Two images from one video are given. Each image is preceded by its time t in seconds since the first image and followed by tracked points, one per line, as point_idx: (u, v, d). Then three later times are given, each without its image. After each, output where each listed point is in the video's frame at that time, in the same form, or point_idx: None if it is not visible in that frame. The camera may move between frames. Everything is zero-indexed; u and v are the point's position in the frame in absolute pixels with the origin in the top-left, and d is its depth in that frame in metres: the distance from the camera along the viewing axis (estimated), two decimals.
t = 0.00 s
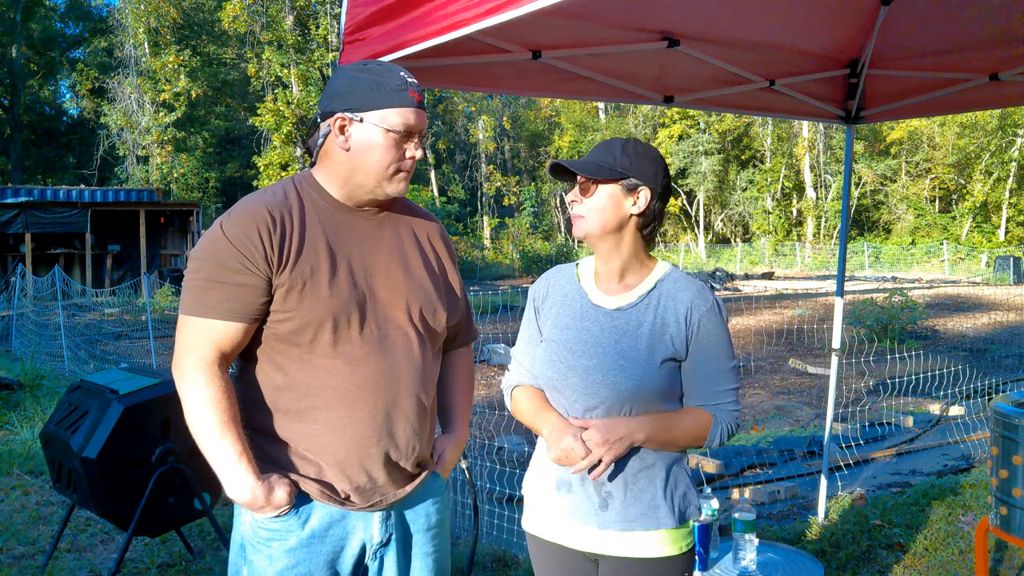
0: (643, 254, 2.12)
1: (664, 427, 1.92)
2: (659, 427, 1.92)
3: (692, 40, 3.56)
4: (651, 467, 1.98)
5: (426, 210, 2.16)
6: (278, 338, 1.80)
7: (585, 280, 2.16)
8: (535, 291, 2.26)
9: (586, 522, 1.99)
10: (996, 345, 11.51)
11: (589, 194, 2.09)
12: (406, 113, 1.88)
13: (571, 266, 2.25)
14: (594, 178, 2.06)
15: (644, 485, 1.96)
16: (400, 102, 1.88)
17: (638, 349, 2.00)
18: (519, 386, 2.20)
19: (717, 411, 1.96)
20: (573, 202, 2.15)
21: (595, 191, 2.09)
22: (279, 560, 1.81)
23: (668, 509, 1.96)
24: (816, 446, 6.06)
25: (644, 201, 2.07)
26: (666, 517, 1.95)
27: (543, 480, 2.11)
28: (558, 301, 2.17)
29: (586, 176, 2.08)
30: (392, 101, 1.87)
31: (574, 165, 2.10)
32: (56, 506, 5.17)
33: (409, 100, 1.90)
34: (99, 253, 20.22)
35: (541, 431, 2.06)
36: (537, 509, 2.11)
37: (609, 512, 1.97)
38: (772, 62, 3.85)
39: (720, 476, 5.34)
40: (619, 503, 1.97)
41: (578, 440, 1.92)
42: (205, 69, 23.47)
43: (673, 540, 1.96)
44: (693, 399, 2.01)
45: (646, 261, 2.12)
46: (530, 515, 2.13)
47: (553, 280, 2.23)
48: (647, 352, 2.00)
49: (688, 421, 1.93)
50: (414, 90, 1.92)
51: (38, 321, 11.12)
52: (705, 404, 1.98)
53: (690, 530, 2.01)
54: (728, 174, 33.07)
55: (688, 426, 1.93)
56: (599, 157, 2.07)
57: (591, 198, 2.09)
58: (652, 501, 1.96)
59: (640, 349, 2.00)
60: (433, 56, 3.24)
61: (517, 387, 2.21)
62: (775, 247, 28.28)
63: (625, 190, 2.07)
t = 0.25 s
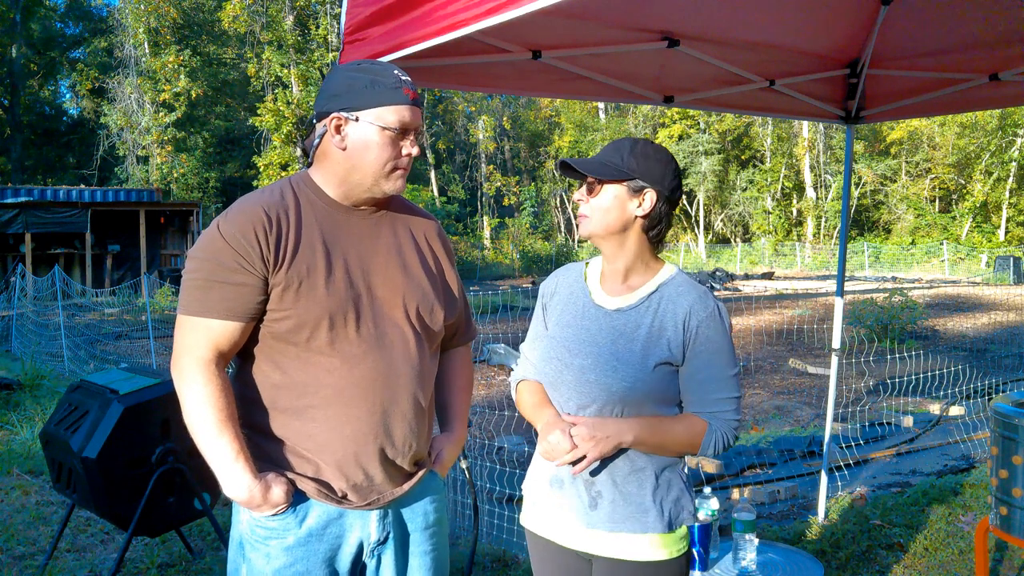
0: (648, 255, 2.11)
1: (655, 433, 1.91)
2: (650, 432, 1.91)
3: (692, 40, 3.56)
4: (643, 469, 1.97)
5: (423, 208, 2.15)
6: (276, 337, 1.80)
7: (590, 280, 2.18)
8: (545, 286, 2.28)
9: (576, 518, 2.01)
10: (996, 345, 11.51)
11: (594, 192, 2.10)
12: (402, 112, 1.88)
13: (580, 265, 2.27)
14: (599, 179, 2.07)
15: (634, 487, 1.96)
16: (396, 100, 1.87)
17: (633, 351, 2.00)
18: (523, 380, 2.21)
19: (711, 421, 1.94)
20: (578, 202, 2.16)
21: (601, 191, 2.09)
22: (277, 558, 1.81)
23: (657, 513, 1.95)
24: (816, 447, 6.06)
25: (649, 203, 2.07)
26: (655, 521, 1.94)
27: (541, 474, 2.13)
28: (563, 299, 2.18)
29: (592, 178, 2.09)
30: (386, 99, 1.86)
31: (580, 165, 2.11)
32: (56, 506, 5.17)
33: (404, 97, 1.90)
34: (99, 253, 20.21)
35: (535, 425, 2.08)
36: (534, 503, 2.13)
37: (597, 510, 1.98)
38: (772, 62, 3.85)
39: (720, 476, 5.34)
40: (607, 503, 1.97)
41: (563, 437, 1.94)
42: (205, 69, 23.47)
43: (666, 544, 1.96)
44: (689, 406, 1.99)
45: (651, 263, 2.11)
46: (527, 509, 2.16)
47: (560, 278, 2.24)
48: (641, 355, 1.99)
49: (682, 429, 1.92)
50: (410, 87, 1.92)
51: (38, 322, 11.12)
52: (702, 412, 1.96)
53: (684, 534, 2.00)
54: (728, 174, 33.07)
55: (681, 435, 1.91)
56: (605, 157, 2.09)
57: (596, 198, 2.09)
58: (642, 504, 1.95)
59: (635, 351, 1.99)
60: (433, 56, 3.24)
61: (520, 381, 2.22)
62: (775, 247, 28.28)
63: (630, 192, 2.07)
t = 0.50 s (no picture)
0: (653, 258, 2.11)
1: (651, 437, 1.90)
2: (644, 437, 1.90)
3: (692, 40, 3.56)
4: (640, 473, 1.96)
5: (421, 207, 2.15)
6: (273, 334, 1.80)
7: (596, 280, 2.18)
8: (554, 286, 2.29)
9: (572, 518, 2.01)
10: (996, 345, 11.51)
11: (601, 199, 2.10)
12: (399, 110, 1.88)
13: (589, 265, 2.28)
14: (607, 184, 2.06)
15: (630, 489, 1.96)
16: (393, 99, 1.87)
17: (633, 352, 1.99)
18: (528, 380, 2.23)
19: (709, 430, 1.92)
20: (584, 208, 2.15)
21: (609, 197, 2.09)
22: (272, 555, 1.82)
23: (651, 517, 1.94)
24: (817, 446, 6.06)
25: (657, 205, 2.07)
26: (649, 525, 1.94)
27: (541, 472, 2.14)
28: (568, 298, 2.20)
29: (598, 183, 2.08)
30: (383, 98, 1.86)
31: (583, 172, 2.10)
32: (56, 506, 5.17)
33: (401, 96, 1.90)
34: (99, 253, 20.21)
35: (537, 427, 2.10)
36: (534, 500, 2.14)
37: (592, 511, 1.98)
38: (772, 62, 3.85)
39: (720, 476, 5.34)
40: (601, 504, 1.97)
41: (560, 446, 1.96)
42: (205, 69, 23.47)
43: (661, 547, 1.95)
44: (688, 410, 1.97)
45: (657, 265, 2.11)
46: (527, 506, 2.17)
47: (566, 279, 2.26)
48: (641, 356, 1.98)
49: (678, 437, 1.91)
50: (406, 87, 1.92)
51: (38, 322, 11.11)
52: (699, 418, 1.95)
53: (679, 539, 1.99)
54: (728, 174, 33.07)
55: (677, 442, 1.90)
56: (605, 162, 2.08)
57: (603, 204, 2.09)
58: (637, 507, 1.95)
59: (634, 352, 1.99)
60: (433, 56, 3.24)
61: (526, 378, 2.24)
62: (775, 247, 28.28)
63: (636, 196, 2.07)
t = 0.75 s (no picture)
0: (659, 260, 2.11)
1: (652, 437, 1.90)
2: (646, 436, 1.90)
3: (692, 40, 3.56)
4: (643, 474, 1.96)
5: (421, 208, 2.15)
6: (271, 334, 1.80)
7: (599, 282, 2.19)
8: (553, 288, 2.28)
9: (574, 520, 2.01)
10: (996, 345, 11.51)
11: (636, 210, 2.05)
12: (399, 111, 1.87)
13: (590, 267, 2.28)
14: (650, 192, 2.04)
15: (632, 490, 1.96)
16: (393, 99, 1.87)
17: (637, 353, 2.00)
18: (528, 383, 2.22)
19: (712, 429, 1.92)
20: (614, 219, 2.07)
21: (644, 206, 2.06)
22: (267, 551, 1.82)
23: (652, 517, 1.94)
24: (817, 447, 6.07)
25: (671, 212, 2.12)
26: (650, 525, 1.94)
27: (542, 473, 2.14)
28: (571, 299, 2.20)
29: (636, 190, 2.04)
30: (384, 98, 1.86)
31: (621, 179, 2.03)
32: (56, 506, 5.17)
33: (401, 97, 1.88)
34: (99, 253, 20.21)
35: (537, 429, 2.10)
36: (534, 502, 2.14)
37: (594, 511, 1.98)
38: (772, 62, 3.85)
39: (720, 476, 5.34)
40: (603, 504, 1.98)
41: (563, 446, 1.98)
42: (205, 69, 23.48)
43: (662, 548, 1.94)
44: (692, 408, 1.97)
45: (662, 267, 2.11)
46: (527, 507, 2.17)
47: (567, 280, 2.26)
48: (645, 356, 1.99)
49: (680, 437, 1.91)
50: (407, 87, 1.91)
51: (38, 322, 11.11)
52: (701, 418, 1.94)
53: (680, 540, 1.99)
54: (728, 174, 33.09)
55: (679, 443, 1.90)
56: (635, 168, 2.04)
57: (633, 216, 2.05)
58: (638, 507, 1.95)
59: (638, 352, 1.99)
60: (433, 56, 3.24)
61: (524, 383, 2.23)
62: (775, 247, 28.29)
63: (658, 202, 2.07)
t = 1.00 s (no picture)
0: (648, 256, 2.12)
1: (660, 432, 1.92)
2: (654, 431, 1.92)
3: (692, 40, 3.56)
4: (652, 473, 1.97)
5: (416, 205, 2.15)
6: (269, 334, 1.80)
7: (589, 282, 2.17)
8: (540, 293, 2.27)
9: (585, 523, 2.00)
10: (996, 345, 11.51)
11: (636, 210, 2.06)
12: (386, 98, 1.87)
13: (575, 268, 2.26)
14: (650, 193, 2.06)
15: (642, 489, 1.96)
16: (380, 87, 1.87)
17: (639, 349, 2.00)
18: (522, 390, 2.20)
19: (717, 416, 1.94)
20: (612, 216, 2.07)
21: (643, 206, 2.07)
22: (267, 552, 1.82)
23: (665, 515, 1.95)
24: (817, 447, 6.07)
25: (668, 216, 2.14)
26: (662, 523, 1.94)
27: (544, 479, 2.13)
28: (561, 301, 2.18)
29: (637, 189, 2.05)
30: (370, 90, 1.86)
31: (623, 177, 2.04)
32: (56, 506, 5.17)
33: (385, 84, 1.89)
34: (99, 253, 20.21)
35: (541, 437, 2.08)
36: (538, 508, 2.12)
37: (606, 513, 1.98)
38: (772, 62, 3.85)
39: (720, 476, 5.34)
40: (615, 505, 1.97)
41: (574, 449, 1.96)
42: (205, 69, 23.48)
43: (670, 547, 1.95)
44: (696, 401, 1.99)
45: (650, 262, 2.12)
46: (530, 516, 2.16)
47: (557, 283, 2.23)
48: (648, 351, 1.99)
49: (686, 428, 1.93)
50: (391, 77, 1.92)
51: (38, 322, 11.11)
52: (704, 407, 1.97)
53: (689, 536, 1.99)
54: (728, 174, 33.09)
55: (686, 434, 1.92)
56: (637, 169, 2.05)
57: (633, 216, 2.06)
58: (648, 506, 1.96)
59: (639, 349, 2.00)
60: (433, 56, 3.23)
61: (519, 391, 2.21)
62: (775, 247, 28.29)
63: (657, 204, 2.09)
